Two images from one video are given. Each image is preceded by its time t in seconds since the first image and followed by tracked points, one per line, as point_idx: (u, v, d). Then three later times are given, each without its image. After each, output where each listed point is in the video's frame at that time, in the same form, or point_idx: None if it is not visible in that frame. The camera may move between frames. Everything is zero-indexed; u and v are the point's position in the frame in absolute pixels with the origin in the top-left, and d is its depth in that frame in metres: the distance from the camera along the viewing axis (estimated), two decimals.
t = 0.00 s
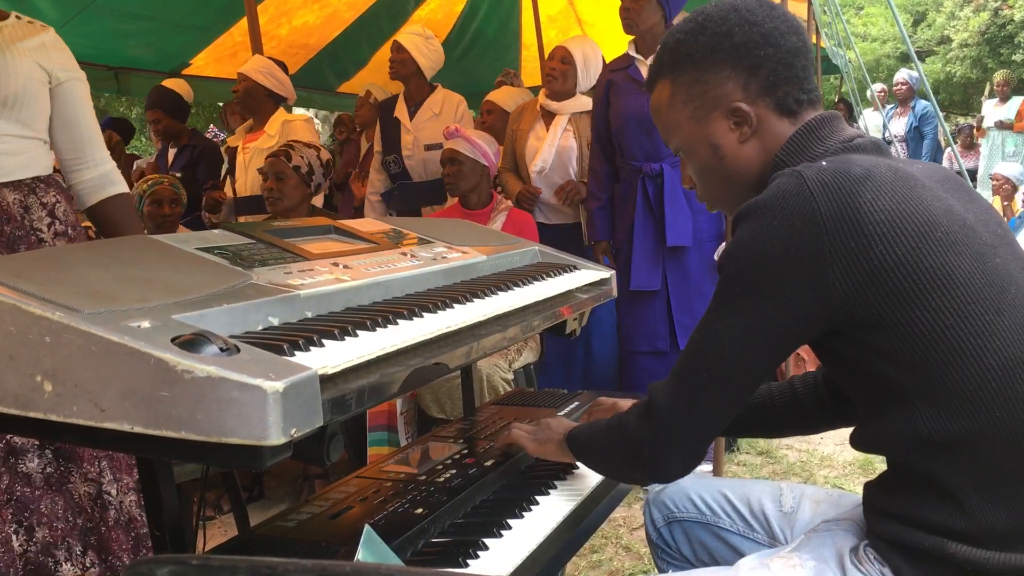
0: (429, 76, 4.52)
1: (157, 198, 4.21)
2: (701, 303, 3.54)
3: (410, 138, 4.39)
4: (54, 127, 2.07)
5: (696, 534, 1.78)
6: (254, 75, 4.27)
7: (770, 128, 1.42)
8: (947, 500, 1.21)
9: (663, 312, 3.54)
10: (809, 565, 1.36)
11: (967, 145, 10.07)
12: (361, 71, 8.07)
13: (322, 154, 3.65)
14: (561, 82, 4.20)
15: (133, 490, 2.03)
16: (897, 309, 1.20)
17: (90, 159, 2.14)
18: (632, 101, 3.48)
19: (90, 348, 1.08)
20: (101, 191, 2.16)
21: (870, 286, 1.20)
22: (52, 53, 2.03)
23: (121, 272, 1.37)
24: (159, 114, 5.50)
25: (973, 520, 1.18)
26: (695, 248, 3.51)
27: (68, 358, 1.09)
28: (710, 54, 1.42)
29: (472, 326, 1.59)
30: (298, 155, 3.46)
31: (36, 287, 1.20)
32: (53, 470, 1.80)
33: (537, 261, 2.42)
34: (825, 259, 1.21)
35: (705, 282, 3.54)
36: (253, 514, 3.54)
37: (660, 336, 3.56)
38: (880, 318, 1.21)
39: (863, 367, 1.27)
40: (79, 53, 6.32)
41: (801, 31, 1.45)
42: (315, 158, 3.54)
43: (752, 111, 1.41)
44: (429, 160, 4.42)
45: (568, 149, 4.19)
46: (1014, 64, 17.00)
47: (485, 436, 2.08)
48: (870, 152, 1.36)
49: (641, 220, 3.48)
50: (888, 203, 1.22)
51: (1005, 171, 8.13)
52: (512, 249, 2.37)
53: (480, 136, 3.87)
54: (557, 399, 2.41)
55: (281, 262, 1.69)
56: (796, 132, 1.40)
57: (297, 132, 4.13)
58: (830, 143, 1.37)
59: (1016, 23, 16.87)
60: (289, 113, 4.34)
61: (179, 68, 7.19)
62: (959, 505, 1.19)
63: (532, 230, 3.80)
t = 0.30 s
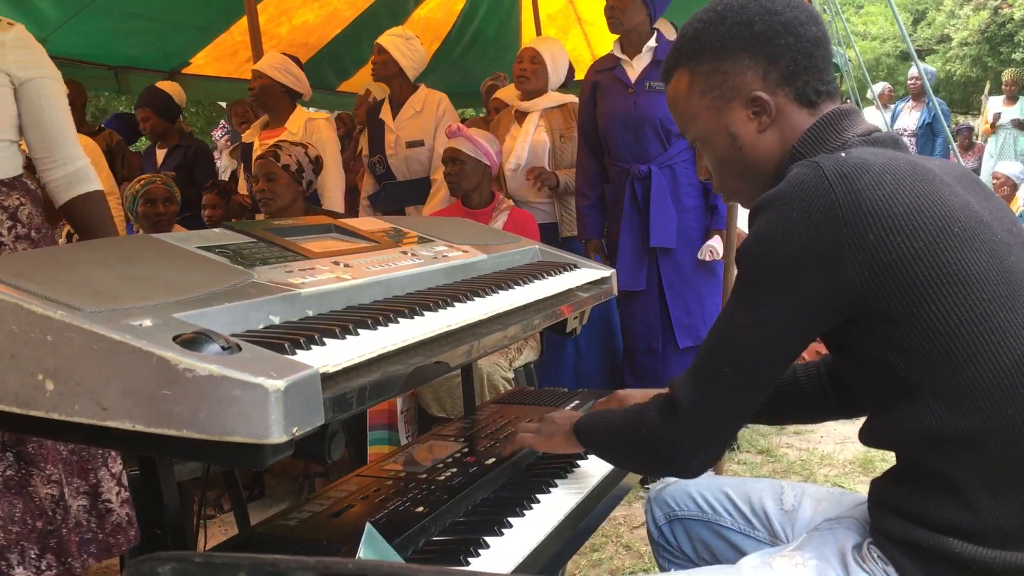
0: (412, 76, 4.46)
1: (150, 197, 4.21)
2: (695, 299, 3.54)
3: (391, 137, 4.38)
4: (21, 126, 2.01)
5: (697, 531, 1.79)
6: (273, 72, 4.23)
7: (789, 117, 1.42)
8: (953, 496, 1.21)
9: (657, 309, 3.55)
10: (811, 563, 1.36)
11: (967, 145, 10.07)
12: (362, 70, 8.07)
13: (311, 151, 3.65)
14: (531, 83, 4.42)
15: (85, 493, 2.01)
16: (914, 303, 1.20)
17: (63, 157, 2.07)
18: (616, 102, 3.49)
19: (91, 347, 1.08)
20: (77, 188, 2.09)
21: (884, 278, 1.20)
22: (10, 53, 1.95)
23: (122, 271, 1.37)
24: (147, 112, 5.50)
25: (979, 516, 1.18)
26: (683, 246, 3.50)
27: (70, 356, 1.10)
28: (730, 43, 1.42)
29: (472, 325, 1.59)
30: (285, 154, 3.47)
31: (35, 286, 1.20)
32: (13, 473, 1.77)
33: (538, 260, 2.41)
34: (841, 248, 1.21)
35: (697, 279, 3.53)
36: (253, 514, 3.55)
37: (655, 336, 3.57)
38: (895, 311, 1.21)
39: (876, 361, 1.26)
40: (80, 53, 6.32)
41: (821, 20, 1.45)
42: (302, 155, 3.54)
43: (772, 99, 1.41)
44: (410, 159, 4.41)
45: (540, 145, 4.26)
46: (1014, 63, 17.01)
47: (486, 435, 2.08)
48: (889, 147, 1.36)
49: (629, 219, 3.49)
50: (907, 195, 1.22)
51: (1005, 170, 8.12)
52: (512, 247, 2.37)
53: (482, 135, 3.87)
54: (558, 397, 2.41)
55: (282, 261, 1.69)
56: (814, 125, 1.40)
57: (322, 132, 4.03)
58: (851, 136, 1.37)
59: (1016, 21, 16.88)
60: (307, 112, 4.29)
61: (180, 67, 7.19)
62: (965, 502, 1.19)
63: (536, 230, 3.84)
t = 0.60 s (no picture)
0: (401, 73, 4.45)
1: (151, 196, 4.21)
2: (688, 297, 3.54)
3: (383, 133, 4.38)
4: None
5: (695, 530, 1.80)
6: (284, 68, 4.23)
7: (797, 114, 1.41)
8: (957, 494, 1.20)
9: (652, 308, 3.53)
10: (810, 563, 1.36)
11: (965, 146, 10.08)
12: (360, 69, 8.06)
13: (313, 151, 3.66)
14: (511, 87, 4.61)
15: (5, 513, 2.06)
16: (939, 297, 1.18)
17: (13, 160, 2.08)
18: (606, 105, 3.47)
19: (87, 346, 1.08)
20: (22, 193, 2.10)
21: (906, 274, 1.18)
22: None
23: (120, 271, 1.37)
24: (140, 112, 5.49)
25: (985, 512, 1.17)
26: (677, 245, 3.50)
27: (66, 355, 1.09)
28: (739, 41, 1.42)
29: (470, 324, 1.59)
30: (286, 153, 3.47)
31: (31, 285, 1.20)
32: None
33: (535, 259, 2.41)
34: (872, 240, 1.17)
35: (690, 277, 3.55)
36: (250, 513, 3.54)
37: (652, 335, 3.56)
38: (918, 306, 1.19)
39: (892, 358, 1.24)
40: (78, 52, 6.31)
41: (830, 18, 1.44)
42: (303, 153, 3.55)
43: (781, 96, 1.40)
44: (402, 154, 4.40)
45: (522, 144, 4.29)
46: (1012, 63, 17.03)
47: (483, 434, 2.08)
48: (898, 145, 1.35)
49: (621, 221, 3.48)
50: (931, 189, 1.21)
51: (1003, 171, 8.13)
52: (509, 247, 2.37)
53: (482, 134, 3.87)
54: (556, 397, 2.41)
55: (280, 260, 1.69)
56: (825, 122, 1.39)
57: (334, 133, 3.91)
58: (860, 134, 1.36)
59: (1014, 22, 16.90)
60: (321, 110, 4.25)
61: (177, 66, 7.18)
62: (970, 499, 1.18)
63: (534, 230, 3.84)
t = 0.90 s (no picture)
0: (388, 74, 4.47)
1: (152, 195, 4.20)
2: (681, 296, 3.56)
3: (376, 138, 4.36)
4: None
5: (689, 531, 1.80)
6: (283, 67, 4.23)
7: (809, 108, 1.39)
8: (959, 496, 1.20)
9: (646, 308, 3.54)
10: (805, 565, 1.36)
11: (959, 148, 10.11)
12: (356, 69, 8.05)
13: (323, 153, 3.66)
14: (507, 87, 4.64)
15: None
16: (949, 300, 1.17)
17: None
18: (596, 107, 3.45)
19: (82, 346, 1.08)
20: None
21: (918, 276, 1.18)
22: None
23: (116, 270, 1.37)
24: (139, 107, 5.47)
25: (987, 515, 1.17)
26: (669, 244, 3.52)
27: (60, 354, 1.09)
28: (755, 30, 1.39)
29: (465, 325, 1.59)
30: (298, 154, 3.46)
31: (26, 284, 1.20)
32: None
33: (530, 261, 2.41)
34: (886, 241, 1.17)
35: (682, 275, 3.57)
36: (245, 513, 3.54)
37: (646, 335, 3.55)
38: (929, 308, 1.18)
39: (899, 359, 1.24)
40: (73, 50, 6.30)
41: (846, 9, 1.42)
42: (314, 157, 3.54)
43: (794, 88, 1.38)
44: (398, 158, 4.41)
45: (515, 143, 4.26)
46: (1006, 66, 17.10)
47: (478, 435, 2.07)
48: (907, 146, 1.34)
49: (617, 221, 3.48)
50: (944, 192, 1.20)
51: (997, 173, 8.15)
52: (505, 247, 2.37)
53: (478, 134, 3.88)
54: (550, 397, 2.41)
55: (274, 259, 1.69)
56: (835, 117, 1.38)
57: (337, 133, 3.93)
58: (869, 132, 1.35)
59: (1009, 25, 16.96)
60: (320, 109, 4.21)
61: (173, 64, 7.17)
62: (970, 502, 1.18)
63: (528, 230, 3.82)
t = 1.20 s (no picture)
0: (380, 74, 4.44)
1: (139, 194, 4.19)
2: (671, 296, 3.57)
3: (373, 140, 4.33)
4: None
5: (679, 533, 1.79)
6: (268, 69, 4.20)
7: (802, 111, 1.39)
8: (949, 500, 1.20)
9: (638, 309, 3.54)
10: (796, 566, 1.36)
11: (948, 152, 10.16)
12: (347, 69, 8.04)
13: (314, 153, 3.67)
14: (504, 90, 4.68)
15: None
16: (941, 305, 1.18)
17: None
18: (587, 108, 3.44)
19: (69, 344, 1.07)
20: None
21: (912, 281, 1.18)
22: None
23: (106, 268, 1.36)
24: (133, 104, 5.42)
25: (976, 519, 1.18)
26: (659, 245, 3.53)
27: (47, 352, 1.09)
28: (745, 34, 1.39)
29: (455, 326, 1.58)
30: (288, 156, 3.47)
31: (13, 281, 1.19)
32: None
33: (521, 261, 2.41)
34: (880, 245, 1.17)
35: (672, 275, 3.58)
36: (233, 514, 3.53)
37: (639, 336, 3.56)
38: (922, 312, 1.19)
39: (890, 362, 1.24)
40: (62, 49, 6.27)
41: (834, 13, 1.43)
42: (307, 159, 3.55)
43: (787, 92, 1.38)
44: (396, 161, 4.40)
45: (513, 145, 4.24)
46: (996, 71, 17.20)
47: (468, 436, 2.07)
48: (901, 149, 1.35)
49: (608, 223, 3.49)
50: (939, 196, 1.20)
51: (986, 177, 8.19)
52: (495, 248, 2.36)
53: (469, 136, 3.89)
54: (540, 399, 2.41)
55: (264, 259, 1.68)
56: (828, 121, 1.38)
57: (328, 134, 3.95)
58: (863, 135, 1.36)
59: (998, 30, 17.07)
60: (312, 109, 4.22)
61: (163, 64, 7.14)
62: (961, 505, 1.19)
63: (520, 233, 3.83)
